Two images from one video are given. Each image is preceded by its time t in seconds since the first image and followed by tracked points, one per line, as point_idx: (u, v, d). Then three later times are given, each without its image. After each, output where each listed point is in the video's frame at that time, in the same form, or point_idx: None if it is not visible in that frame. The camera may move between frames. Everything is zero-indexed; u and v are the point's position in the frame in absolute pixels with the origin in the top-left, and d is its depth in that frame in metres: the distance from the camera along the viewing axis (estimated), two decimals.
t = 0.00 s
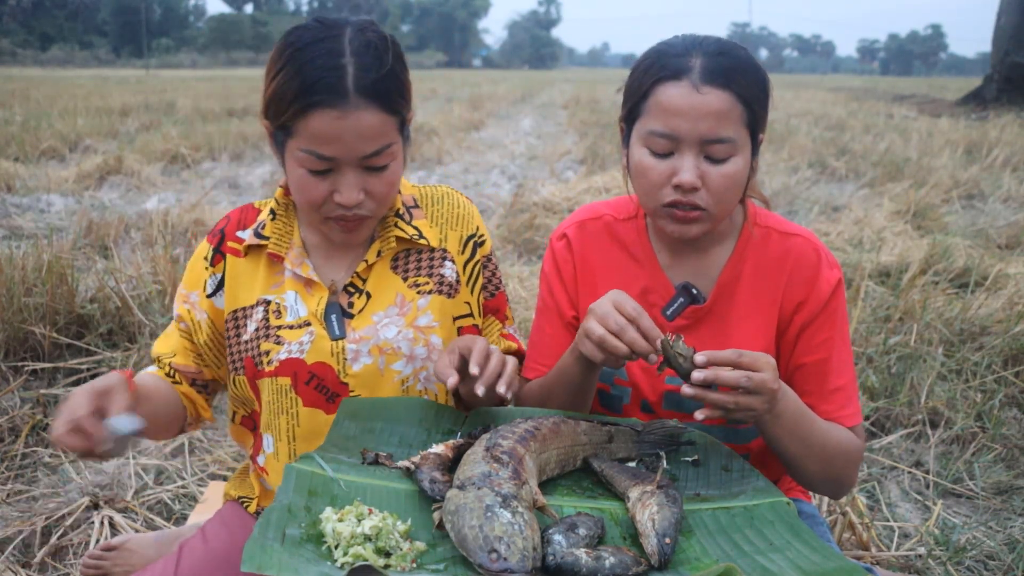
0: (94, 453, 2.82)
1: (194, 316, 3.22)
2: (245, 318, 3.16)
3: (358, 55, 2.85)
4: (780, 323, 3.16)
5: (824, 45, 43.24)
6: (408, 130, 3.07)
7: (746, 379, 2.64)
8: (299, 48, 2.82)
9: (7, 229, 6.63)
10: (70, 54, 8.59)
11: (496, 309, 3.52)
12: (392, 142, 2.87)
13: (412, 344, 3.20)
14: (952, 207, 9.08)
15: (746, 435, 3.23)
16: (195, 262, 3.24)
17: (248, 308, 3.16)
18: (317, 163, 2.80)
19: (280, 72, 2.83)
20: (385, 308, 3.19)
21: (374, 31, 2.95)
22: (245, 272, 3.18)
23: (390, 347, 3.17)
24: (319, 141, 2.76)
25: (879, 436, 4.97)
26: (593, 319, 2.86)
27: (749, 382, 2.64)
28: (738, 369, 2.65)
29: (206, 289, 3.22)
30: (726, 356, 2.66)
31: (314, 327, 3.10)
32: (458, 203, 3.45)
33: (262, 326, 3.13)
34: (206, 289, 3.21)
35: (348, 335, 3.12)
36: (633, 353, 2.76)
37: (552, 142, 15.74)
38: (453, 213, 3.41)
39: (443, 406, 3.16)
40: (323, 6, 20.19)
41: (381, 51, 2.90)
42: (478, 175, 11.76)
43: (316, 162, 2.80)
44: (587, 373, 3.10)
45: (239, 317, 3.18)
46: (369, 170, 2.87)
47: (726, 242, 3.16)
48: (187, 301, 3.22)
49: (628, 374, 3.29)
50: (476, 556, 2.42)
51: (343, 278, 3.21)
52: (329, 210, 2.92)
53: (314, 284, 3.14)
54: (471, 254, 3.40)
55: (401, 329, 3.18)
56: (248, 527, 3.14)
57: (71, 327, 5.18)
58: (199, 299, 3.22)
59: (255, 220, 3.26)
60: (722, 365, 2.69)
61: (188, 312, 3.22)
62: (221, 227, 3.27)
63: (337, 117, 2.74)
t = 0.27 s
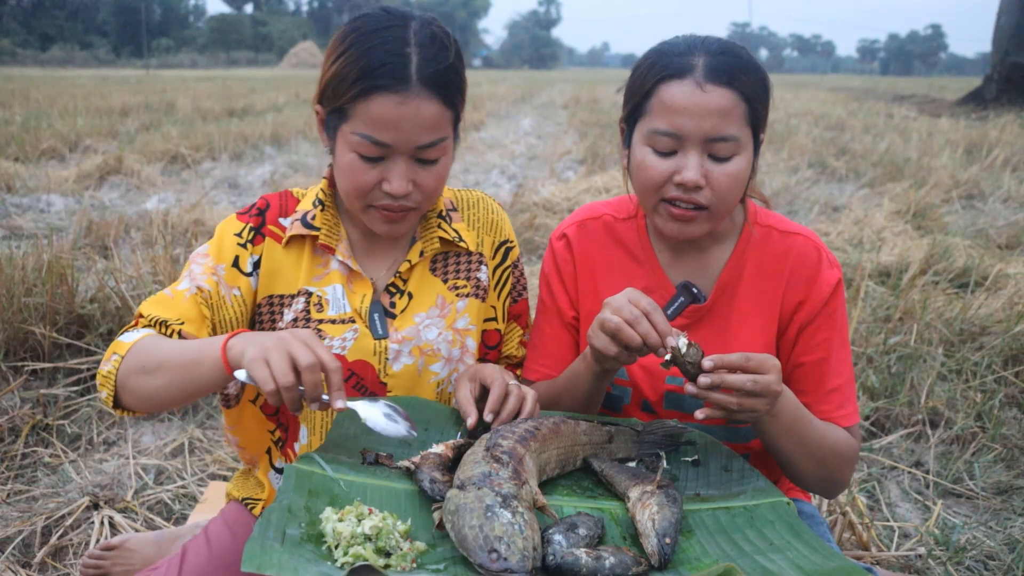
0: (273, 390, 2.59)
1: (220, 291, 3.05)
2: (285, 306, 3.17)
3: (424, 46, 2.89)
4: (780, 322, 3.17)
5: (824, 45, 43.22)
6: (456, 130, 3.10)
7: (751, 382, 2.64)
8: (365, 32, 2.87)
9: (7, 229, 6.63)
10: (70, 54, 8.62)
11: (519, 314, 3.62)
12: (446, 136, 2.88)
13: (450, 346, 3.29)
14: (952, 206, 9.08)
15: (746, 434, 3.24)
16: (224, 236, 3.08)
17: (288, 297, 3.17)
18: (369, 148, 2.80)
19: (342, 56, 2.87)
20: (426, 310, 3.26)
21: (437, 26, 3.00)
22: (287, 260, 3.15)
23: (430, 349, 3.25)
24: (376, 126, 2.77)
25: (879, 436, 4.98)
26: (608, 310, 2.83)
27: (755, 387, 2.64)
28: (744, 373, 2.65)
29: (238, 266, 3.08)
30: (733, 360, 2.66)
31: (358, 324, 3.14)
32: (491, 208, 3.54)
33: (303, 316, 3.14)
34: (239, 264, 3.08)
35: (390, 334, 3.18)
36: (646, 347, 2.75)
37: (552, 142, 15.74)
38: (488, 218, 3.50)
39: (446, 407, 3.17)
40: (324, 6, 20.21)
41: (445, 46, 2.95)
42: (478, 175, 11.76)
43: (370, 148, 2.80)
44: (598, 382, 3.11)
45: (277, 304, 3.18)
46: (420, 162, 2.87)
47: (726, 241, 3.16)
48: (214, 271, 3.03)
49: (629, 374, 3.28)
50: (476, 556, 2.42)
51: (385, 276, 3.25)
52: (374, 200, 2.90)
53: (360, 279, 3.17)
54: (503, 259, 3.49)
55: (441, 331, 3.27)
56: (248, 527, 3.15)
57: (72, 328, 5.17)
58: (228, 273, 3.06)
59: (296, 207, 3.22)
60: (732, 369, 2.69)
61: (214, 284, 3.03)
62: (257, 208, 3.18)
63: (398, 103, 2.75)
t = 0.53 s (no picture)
0: (285, 401, 2.59)
1: (235, 280, 3.04)
2: (299, 301, 3.17)
3: (473, 58, 2.89)
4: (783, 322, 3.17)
5: (824, 45, 43.23)
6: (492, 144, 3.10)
7: (757, 389, 2.64)
8: (415, 39, 2.88)
9: (7, 229, 6.63)
10: (70, 54, 8.64)
11: (532, 322, 3.58)
12: (483, 152, 2.89)
13: (462, 351, 3.31)
14: (952, 206, 9.08)
15: (747, 434, 3.25)
16: (243, 225, 3.08)
17: (304, 292, 3.16)
18: (406, 156, 2.80)
19: (389, 60, 2.88)
20: (441, 314, 3.27)
21: (486, 40, 3.01)
22: (305, 254, 3.15)
23: (442, 353, 3.27)
24: (416, 134, 2.77)
25: (879, 436, 4.98)
26: (616, 317, 2.83)
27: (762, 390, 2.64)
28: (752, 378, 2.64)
29: (255, 257, 3.08)
30: (742, 365, 2.61)
31: (372, 326, 3.14)
32: (511, 214, 3.54)
33: (317, 313, 3.15)
34: (256, 255, 3.07)
35: (404, 337, 3.19)
36: (657, 350, 2.75)
37: (553, 142, 15.74)
38: (507, 224, 3.51)
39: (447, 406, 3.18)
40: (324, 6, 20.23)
41: (493, 60, 2.95)
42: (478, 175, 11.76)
43: (407, 155, 2.80)
44: (609, 386, 3.10)
45: (292, 298, 3.17)
46: (455, 175, 2.87)
47: (729, 241, 3.16)
48: (230, 260, 3.02)
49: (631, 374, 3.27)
50: (476, 556, 2.42)
51: (402, 278, 3.24)
52: (404, 207, 2.91)
53: (377, 280, 3.18)
54: (518, 266, 3.50)
55: (454, 337, 3.28)
56: (248, 527, 3.15)
57: (72, 327, 5.16)
58: (243, 263, 3.06)
59: (317, 202, 3.24)
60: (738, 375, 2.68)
61: (229, 273, 3.02)
62: (278, 200, 3.19)
63: (441, 115, 2.76)
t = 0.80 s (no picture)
0: (275, 393, 2.60)
1: (235, 279, 3.05)
2: (301, 300, 3.16)
3: (484, 65, 2.88)
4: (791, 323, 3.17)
5: (824, 45, 43.25)
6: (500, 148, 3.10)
7: (788, 394, 2.65)
8: (428, 43, 2.87)
9: (7, 229, 6.63)
10: (70, 53, 8.65)
11: (533, 323, 3.60)
12: (491, 157, 2.88)
13: (465, 351, 3.31)
14: (952, 206, 9.08)
15: (752, 434, 3.24)
16: (245, 224, 3.08)
17: (306, 290, 3.16)
18: (414, 159, 2.80)
19: (400, 62, 2.88)
20: (444, 313, 3.26)
21: (498, 45, 3.00)
22: (307, 253, 3.15)
23: (445, 352, 3.27)
24: (424, 139, 2.77)
25: (879, 436, 4.98)
26: (644, 325, 2.80)
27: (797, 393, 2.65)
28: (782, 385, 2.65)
29: (255, 256, 3.08)
30: (773, 369, 2.64)
31: (376, 324, 3.14)
32: (514, 215, 3.53)
33: (320, 312, 3.15)
34: (257, 254, 3.08)
35: (406, 336, 3.19)
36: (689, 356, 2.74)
37: (552, 142, 15.74)
38: (510, 224, 3.50)
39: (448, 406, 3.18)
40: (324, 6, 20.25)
41: (504, 68, 2.95)
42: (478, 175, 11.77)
43: (415, 158, 2.80)
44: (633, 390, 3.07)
45: (294, 296, 3.17)
46: (462, 179, 2.87)
47: (739, 241, 3.16)
48: (231, 259, 3.03)
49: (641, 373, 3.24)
50: (477, 556, 2.42)
51: (405, 276, 3.24)
52: (410, 209, 2.91)
53: (381, 278, 3.17)
54: (520, 266, 3.51)
55: (457, 335, 3.28)
56: (248, 527, 3.15)
57: (72, 327, 5.16)
58: (244, 262, 3.06)
59: (320, 201, 3.24)
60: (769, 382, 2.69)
61: (229, 273, 3.02)
62: (281, 198, 3.18)
63: (451, 121, 2.75)
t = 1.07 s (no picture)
0: (275, 398, 2.59)
1: (233, 284, 3.04)
2: (298, 301, 3.16)
3: (477, 60, 2.89)
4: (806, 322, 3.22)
5: (824, 45, 43.26)
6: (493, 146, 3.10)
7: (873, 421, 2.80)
8: (420, 40, 2.88)
9: (7, 229, 6.63)
10: (70, 54, 8.66)
11: (532, 318, 3.58)
12: (485, 153, 2.88)
13: (464, 348, 3.31)
14: (952, 206, 9.08)
15: (766, 431, 3.21)
16: (241, 228, 3.09)
17: (303, 292, 3.16)
18: (409, 155, 2.80)
19: (393, 59, 2.89)
20: (442, 311, 3.27)
21: (490, 41, 3.01)
22: (304, 254, 3.14)
23: (445, 350, 3.27)
24: (419, 135, 2.77)
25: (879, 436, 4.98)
26: (673, 284, 2.73)
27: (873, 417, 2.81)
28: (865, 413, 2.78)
29: (252, 259, 3.08)
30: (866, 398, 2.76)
31: (374, 323, 3.14)
32: (508, 211, 3.53)
33: (318, 312, 3.14)
34: (253, 258, 3.08)
35: (405, 334, 3.19)
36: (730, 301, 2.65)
37: (552, 142, 15.75)
38: (504, 220, 3.50)
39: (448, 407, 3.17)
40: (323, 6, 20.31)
41: (497, 64, 2.95)
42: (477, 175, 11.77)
43: (410, 155, 2.80)
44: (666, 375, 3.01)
45: (291, 298, 3.17)
46: (457, 175, 2.87)
47: (755, 239, 3.21)
48: (228, 264, 3.03)
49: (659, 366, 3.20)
50: (477, 556, 2.42)
51: (403, 275, 3.25)
52: (406, 206, 2.90)
53: (378, 278, 3.17)
54: (517, 263, 3.50)
55: (456, 333, 3.28)
56: (248, 527, 3.15)
57: (72, 327, 5.15)
58: (241, 267, 3.06)
59: (315, 202, 3.24)
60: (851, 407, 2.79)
61: (227, 278, 3.02)
62: (275, 201, 3.19)
63: (445, 116, 2.76)
